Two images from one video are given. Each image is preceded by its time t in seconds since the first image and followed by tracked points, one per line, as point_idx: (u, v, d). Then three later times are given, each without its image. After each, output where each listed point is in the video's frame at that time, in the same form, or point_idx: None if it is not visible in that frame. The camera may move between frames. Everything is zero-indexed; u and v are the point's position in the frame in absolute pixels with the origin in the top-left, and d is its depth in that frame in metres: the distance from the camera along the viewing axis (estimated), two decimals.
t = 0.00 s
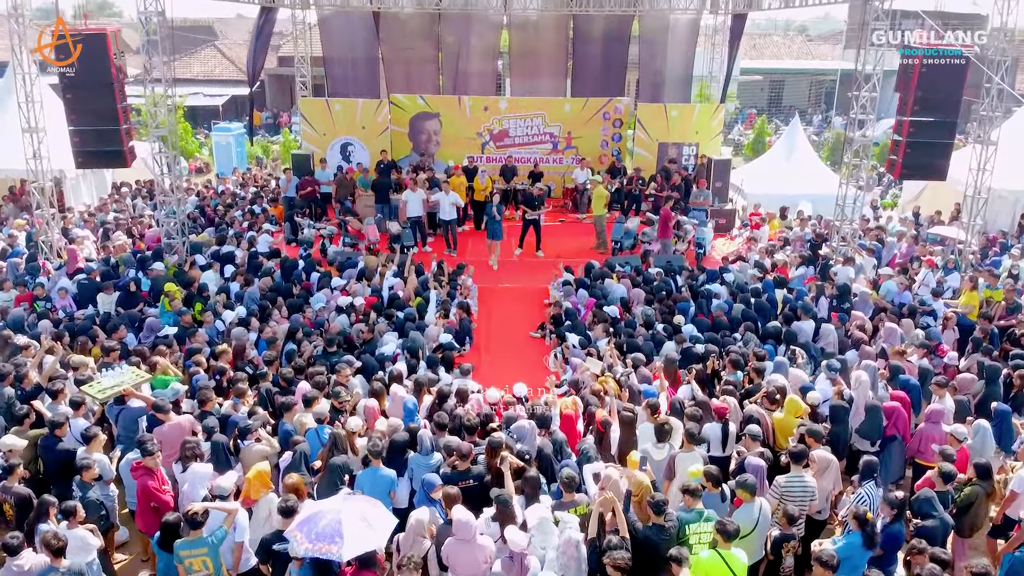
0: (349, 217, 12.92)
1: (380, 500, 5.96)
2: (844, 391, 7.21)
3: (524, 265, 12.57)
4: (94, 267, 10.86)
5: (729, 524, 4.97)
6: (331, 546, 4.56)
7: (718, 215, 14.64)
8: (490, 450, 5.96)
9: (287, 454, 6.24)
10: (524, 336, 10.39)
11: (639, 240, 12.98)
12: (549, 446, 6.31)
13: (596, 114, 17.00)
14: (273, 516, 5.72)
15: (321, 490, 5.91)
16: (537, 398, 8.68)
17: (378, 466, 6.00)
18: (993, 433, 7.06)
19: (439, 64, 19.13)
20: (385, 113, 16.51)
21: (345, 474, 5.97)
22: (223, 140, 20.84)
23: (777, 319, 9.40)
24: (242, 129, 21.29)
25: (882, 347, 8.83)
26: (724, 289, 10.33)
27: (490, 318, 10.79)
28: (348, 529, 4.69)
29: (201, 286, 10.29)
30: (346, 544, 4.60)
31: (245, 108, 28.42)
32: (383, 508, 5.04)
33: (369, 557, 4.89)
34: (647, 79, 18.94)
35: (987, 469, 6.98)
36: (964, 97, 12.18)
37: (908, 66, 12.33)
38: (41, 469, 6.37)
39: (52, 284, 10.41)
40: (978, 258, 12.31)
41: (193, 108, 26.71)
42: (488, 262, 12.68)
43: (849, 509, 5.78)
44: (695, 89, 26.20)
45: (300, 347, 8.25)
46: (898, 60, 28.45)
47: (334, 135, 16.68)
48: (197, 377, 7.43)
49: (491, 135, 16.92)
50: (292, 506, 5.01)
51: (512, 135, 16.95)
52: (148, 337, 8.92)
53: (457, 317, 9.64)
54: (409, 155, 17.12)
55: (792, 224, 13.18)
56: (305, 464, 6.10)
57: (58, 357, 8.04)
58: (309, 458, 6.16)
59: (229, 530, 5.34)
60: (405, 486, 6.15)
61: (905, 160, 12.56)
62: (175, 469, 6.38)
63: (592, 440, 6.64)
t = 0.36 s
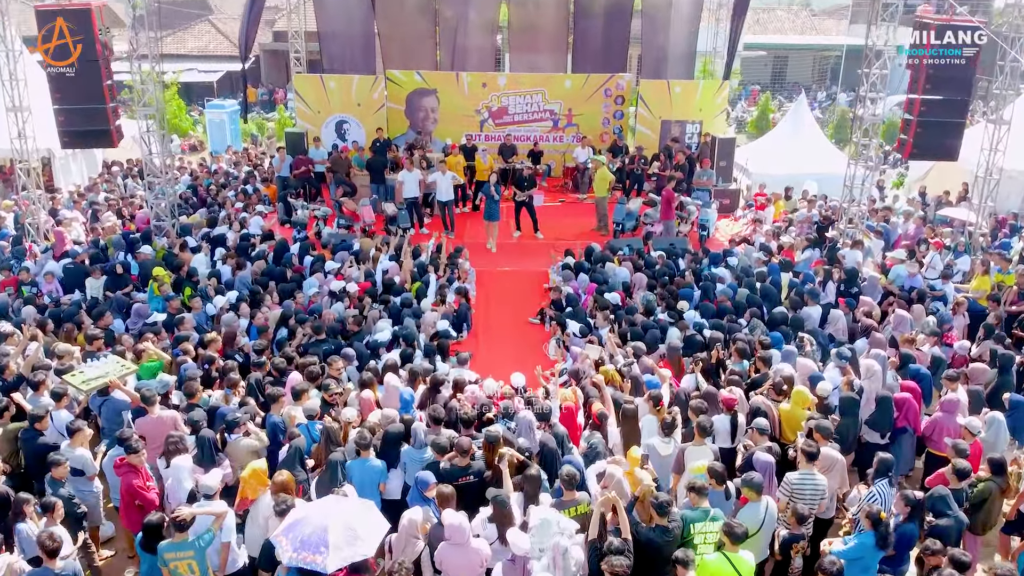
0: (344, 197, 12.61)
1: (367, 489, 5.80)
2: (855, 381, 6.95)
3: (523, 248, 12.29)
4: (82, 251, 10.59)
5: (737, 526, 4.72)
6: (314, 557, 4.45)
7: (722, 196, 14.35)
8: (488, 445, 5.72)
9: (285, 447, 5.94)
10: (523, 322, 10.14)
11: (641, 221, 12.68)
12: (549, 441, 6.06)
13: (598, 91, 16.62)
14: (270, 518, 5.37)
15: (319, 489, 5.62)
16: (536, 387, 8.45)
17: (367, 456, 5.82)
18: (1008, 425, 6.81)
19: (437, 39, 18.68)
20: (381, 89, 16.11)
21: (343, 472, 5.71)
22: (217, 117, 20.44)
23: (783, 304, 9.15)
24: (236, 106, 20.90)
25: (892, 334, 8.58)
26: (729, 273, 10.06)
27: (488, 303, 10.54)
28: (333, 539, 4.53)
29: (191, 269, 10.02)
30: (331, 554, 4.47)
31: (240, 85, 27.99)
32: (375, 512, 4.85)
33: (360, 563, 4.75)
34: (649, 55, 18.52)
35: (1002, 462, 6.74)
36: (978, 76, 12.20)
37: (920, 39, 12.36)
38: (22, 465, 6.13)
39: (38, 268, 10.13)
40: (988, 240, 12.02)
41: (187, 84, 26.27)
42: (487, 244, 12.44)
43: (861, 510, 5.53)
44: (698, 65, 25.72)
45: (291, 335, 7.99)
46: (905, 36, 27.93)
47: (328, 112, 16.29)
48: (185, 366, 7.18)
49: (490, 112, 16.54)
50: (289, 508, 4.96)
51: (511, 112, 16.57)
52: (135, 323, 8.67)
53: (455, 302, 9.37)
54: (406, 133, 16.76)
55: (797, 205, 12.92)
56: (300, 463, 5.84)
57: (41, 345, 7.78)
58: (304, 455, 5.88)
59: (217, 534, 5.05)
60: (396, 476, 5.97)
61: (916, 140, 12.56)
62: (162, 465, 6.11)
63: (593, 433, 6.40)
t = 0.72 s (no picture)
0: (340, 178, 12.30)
1: (359, 483, 5.61)
2: (865, 372, 6.71)
3: (523, 230, 12.01)
4: (70, 234, 10.30)
5: (745, 529, 4.49)
6: (299, 564, 4.23)
7: (726, 176, 14.05)
8: (486, 442, 5.48)
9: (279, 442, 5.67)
10: (522, 307, 9.90)
11: (644, 203, 12.40)
12: (550, 437, 5.82)
13: (600, 67, 16.24)
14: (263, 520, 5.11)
15: (314, 487, 5.34)
16: (536, 377, 8.22)
17: (359, 449, 5.62)
18: None
19: (434, 13, 18.23)
20: (377, 65, 15.70)
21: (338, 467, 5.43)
22: (210, 94, 20.02)
23: (790, 290, 8.90)
24: (230, 82, 20.48)
25: (902, 322, 8.33)
26: (734, 257, 9.79)
27: (487, 288, 10.28)
28: (318, 545, 4.30)
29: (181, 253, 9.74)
30: (317, 561, 4.25)
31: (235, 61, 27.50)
32: (364, 514, 4.61)
33: (349, 567, 4.83)
34: (652, 30, 18.10)
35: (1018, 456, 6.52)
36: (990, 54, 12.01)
37: (934, 16, 12.13)
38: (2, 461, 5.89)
39: (24, 253, 9.85)
40: (999, 223, 11.74)
41: (182, 60, 25.80)
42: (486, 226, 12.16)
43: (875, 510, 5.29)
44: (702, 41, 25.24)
45: (282, 323, 7.74)
46: (912, 11, 27.40)
47: (323, 90, 15.89)
48: (172, 357, 6.91)
49: (489, 89, 16.17)
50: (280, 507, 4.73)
51: (511, 89, 16.19)
52: (123, 310, 8.41)
53: (452, 288, 9.11)
54: (403, 111, 16.39)
55: (804, 186, 12.62)
56: (295, 462, 5.57)
57: (24, 333, 7.53)
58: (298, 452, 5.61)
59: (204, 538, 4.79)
60: (387, 471, 5.77)
61: (928, 121, 12.42)
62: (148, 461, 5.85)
63: (594, 427, 6.17)
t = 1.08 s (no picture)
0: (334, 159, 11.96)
1: (351, 483, 5.32)
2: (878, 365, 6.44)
3: (522, 213, 11.70)
4: (55, 218, 10.00)
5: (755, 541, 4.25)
6: None
7: (731, 156, 13.72)
8: (483, 439, 5.22)
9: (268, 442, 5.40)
10: (521, 294, 9.62)
11: (646, 184, 12.07)
12: (549, 434, 5.56)
13: (601, 43, 15.82)
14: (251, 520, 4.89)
15: (305, 491, 5.05)
16: (534, 368, 7.97)
17: (348, 449, 5.30)
18: None
19: None
20: (372, 41, 15.26)
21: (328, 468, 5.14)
22: (203, 71, 19.60)
23: (797, 277, 8.61)
24: (223, 60, 20.05)
25: (913, 311, 8.06)
26: (740, 242, 9.50)
27: (485, 274, 10.00)
28: (303, 557, 4.10)
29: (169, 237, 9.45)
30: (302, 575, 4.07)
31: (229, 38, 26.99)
32: (351, 522, 4.39)
33: None
34: (655, 5, 17.64)
35: None
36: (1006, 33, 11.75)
37: None
38: None
39: (8, 238, 9.57)
40: (1012, 206, 11.43)
41: (175, 37, 25.31)
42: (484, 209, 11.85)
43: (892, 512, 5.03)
44: (705, 16, 24.74)
45: (272, 312, 7.46)
46: None
47: (317, 67, 15.46)
48: (156, 348, 6.64)
49: (488, 66, 15.78)
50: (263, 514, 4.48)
51: (510, 65, 15.79)
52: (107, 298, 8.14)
53: (448, 275, 8.82)
54: (399, 88, 15.99)
55: (810, 168, 12.28)
56: (286, 464, 5.31)
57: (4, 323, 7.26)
58: (289, 452, 5.34)
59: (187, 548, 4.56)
60: (377, 470, 5.51)
61: (941, 101, 12.27)
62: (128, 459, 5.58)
63: (595, 425, 5.91)
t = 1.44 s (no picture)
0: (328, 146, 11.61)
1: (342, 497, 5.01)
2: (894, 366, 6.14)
3: (522, 202, 11.39)
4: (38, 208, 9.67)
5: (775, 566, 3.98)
6: None
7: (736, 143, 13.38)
8: (479, 448, 4.93)
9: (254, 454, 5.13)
10: (520, 288, 9.32)
11: (649, 172, 11.74)
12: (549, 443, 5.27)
13: (603, 25, 15.45)
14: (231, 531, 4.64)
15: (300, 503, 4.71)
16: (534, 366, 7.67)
17: (340, 458, 5.02)
18: None
19: None
20: (367, 23, 14.78)
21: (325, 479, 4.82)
22: (196, 54, 19.17)
23: (806, 271, 8.31)
24: (216, 42, 19.61)
25: (927, 307, 7.76)
26: (747, 233, 9.18)
27: (484, 267, 9.69)
28: None
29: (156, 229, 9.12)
30: None
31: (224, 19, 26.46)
32: (337, 541, 4.18)
33: None
34: None
35: None
36: None
37: None
38: None
39: None
40: None
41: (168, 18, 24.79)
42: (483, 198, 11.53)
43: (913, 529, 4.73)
44: None
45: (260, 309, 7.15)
46: None
47: (310, 50, 14.99)
48: (137, 348, 6.33)
49: (487, 49, 15.44)
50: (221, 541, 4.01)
51: (510, 48, 15.46)
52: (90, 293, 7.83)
53: (445, 268, 8.51)
54: (395, 72, 15.59)
55: (818, 156, 11.95)
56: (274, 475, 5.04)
57: None
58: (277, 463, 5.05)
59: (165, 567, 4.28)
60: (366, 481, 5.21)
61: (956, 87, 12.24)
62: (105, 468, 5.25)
63: (598, 431, 5.62)
